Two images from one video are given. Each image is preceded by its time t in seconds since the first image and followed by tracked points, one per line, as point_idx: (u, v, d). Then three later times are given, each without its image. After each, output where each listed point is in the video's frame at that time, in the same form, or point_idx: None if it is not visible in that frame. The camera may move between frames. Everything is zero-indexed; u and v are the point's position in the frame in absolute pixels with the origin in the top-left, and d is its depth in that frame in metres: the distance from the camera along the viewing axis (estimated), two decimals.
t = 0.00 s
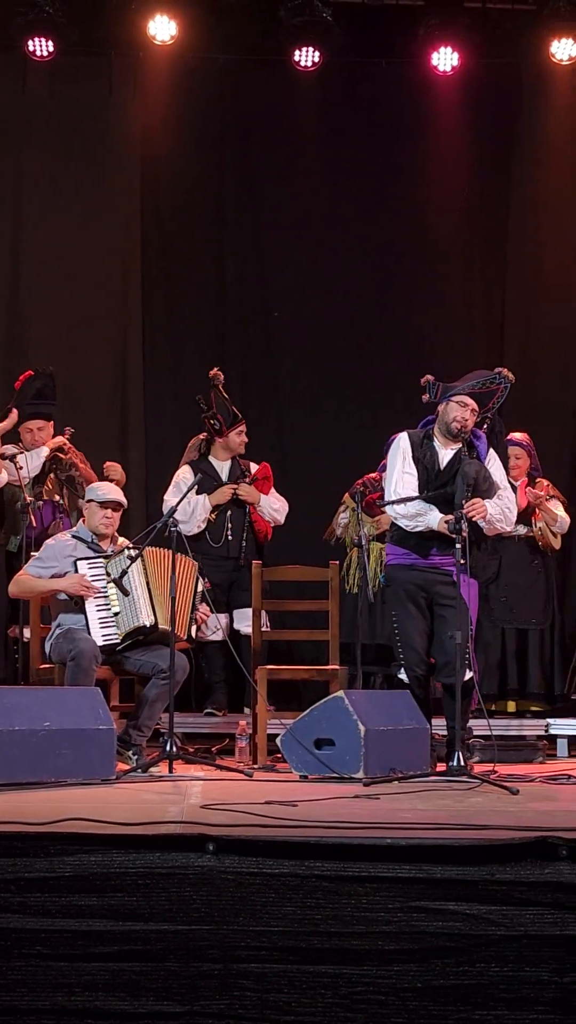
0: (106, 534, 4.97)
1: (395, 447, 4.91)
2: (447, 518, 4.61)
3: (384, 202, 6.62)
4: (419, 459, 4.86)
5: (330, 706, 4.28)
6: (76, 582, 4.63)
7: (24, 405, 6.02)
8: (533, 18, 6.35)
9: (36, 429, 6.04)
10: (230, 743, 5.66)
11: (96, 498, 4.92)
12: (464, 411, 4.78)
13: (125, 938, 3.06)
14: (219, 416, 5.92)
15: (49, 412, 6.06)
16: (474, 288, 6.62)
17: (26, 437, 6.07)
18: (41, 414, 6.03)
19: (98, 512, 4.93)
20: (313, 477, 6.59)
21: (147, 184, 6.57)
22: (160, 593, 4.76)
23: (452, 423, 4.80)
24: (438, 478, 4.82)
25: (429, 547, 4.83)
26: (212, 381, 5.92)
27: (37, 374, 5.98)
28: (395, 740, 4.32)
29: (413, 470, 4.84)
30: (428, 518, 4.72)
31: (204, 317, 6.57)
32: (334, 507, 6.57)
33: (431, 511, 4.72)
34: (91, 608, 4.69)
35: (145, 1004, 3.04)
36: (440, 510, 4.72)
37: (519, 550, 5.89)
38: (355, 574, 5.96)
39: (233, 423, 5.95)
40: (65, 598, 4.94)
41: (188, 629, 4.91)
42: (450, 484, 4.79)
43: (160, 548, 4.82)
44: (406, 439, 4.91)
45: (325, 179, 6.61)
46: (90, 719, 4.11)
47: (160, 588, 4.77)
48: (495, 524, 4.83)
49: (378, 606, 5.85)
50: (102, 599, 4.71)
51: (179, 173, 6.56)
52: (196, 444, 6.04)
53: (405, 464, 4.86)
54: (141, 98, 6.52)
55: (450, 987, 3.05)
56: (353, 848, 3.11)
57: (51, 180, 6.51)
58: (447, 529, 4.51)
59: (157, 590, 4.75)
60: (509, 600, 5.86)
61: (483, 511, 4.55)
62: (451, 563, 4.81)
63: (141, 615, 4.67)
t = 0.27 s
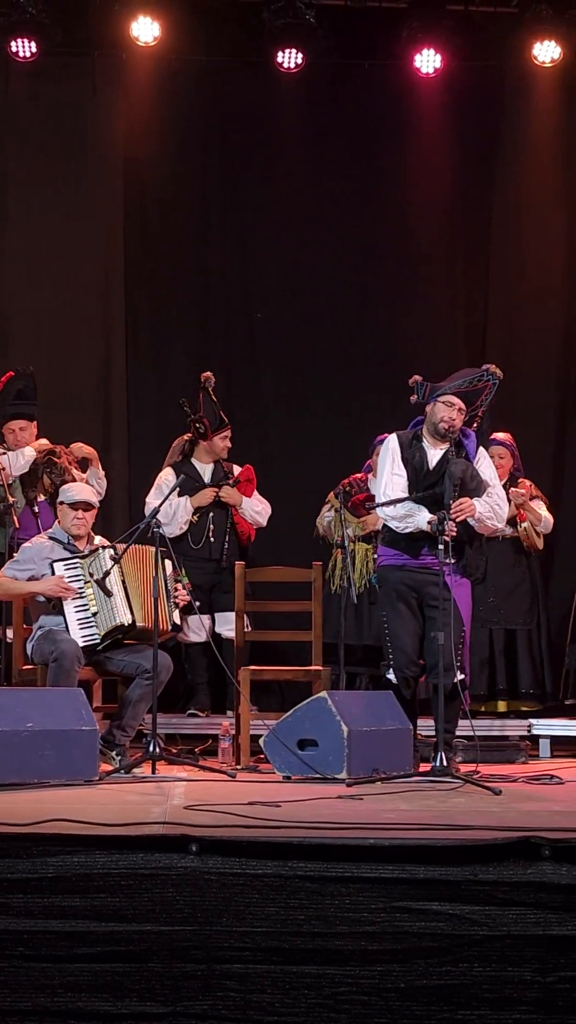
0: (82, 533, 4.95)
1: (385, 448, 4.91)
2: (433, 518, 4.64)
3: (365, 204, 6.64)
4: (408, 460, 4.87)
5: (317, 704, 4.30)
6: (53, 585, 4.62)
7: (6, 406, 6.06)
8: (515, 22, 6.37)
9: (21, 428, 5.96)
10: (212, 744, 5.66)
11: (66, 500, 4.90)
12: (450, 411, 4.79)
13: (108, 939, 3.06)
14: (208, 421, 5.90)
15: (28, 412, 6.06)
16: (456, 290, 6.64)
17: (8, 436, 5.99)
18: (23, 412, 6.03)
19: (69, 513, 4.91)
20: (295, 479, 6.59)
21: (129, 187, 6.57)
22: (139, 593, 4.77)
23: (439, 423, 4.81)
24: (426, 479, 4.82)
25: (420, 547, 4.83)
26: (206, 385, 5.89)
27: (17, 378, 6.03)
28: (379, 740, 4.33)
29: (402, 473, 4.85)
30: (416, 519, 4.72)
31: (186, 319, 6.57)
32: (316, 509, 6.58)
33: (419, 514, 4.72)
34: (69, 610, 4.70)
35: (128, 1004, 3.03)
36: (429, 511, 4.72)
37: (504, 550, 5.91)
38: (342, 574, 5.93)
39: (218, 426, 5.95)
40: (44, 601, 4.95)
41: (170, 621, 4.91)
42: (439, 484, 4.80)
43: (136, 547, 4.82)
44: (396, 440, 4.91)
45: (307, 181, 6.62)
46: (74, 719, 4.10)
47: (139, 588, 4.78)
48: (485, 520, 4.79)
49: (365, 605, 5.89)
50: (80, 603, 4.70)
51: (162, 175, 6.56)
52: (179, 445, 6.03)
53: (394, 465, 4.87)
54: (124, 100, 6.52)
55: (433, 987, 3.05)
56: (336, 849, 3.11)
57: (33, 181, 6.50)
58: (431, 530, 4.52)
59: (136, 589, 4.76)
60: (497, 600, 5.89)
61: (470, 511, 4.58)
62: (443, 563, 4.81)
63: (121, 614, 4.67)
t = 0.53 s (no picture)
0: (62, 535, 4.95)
1: (369, 451, 4.94)
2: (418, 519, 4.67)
3: (349, 205, 6.66)
4: (393, 462, 4.89)
5: (297, 703, 4.32)
6: (35, 589, 4.63)
7: None
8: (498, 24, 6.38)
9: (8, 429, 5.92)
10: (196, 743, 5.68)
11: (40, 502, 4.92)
12: (427, 411, 4.80)
13: (91, 938, 3.08)
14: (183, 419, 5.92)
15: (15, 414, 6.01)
16: (439, 292, 6.66)
17: None
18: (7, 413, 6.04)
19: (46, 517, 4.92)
20: (278, 479, 6.61)
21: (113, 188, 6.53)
22: (121, 592, 4.78)
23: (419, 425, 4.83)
24: (411, 482, 4.85)
25: (408, 548, 4.85)
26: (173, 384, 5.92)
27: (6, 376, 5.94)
28: (361, 739, 4.35)
29: (387, 476, 4.87)
30: (401, 522, 4.75)
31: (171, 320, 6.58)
32: (300, 510, 6.61)
33: (403, 519, 4.75)
34: (53, 610, 4.71)
35: (111, 1003, 3.05)
36: (414, 514, 4.74)
37: (484, 550, 5.95)
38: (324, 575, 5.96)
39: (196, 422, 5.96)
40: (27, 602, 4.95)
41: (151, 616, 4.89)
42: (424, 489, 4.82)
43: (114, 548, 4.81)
44: (381, 442, 4.93)
45: (291, 182, 6.64)
46: (58, 719, 4.13)
47: (121, 588, 4.79)
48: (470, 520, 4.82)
49: (347, 604, 5.90)
50: (64, 603, 4.72)
51: (146, 176, 6.57)
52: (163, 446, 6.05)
53: (380, 468, 4.89)
54: (109, 100, 6.53)
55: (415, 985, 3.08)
56: (318, 849, 3.13)
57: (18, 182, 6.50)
58: (413, 531, 4.56)
59: (118, 588, 4.78)
60: (477, 599, 5.93)
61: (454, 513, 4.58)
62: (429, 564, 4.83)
63: (104, 614, 4.69)
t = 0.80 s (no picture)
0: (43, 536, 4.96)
1: (348, 450, 4.96)
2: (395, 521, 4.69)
3: (330, 208, 6.69)
4: (371, 461, 4.90)
5: (278, 704, 4.35)
6: (18, 589, 4.66)
7: None
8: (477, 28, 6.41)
9: None
10: (178, 744, 5.69)
11: (20, 504, 4.91)
12: (398, 411, 4.86)
13: (73, 938, 3.10)
14: (168, 424, 5.93)
15: None
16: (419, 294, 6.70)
17: None
18: None
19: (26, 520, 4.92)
20: (259, 481, 6.63)
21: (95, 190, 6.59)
22: (104, 594, 4.81)
23: (394, 428, 4.88)
24: (388, 481, 4.86)
25: (385, 548, 4.87)
26: (167, 386, 5.91)
27: None
28: (342, 739, 4.38)
29: (365, 475, 4.89)
30: (377, 522, 4.75)
31: (152, 323, 6.60)
32: (281, 511, 6.63)
33: (380, 517, 4.75)
34: (35, 611, 4.74)
35: (93, 1003, 3.07)
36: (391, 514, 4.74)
37: (463, 550, 5.97)
38: (305, 575, 5.99)
39: (182, 428, 5.98)
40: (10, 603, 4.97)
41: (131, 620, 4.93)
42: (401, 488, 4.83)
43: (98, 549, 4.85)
44: (359, 440, 4.95)
45: (272, 185, 6.66)
46: (39, 719, 4.15)
47: (104, 589, 4.82)
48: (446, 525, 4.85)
49: (328, 605, 5.91)
50: (46, 604, 4.75)
51: (128, 179, 6.59)
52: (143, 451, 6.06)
53: (358, 467, 4.92)
54: (91, 104, 6.54)
55: (395, 983, 3.10)
56: (298, 848, 3.16)
57: None
58: (394, 530, 4.57)
59: (101, 590, 4.80)
60: (454, 599, 5.94)
61: (431, 512, 4.62)
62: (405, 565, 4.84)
63: (87, 616, 4.71)
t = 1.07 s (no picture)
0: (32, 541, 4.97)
1: (332, 453, 4.98)
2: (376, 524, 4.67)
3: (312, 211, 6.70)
4: (355, 464, 4.93)
5: (262, 704, 4.36)
6: (4, 590, 4.65)
7: None
8: (460, 32, 6.42)
9: None
10: (162, 745, 5.70)
11: (9, 506, 4.94)
12: (381, 421, 4.84)
13: (57, 940, 3.10)
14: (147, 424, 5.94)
15: None
16: (402, 296, 6.71)
17: None
18: None
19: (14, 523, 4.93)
20: (243, 483, 6.64)
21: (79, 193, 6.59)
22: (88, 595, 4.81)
23: (376, 436, 4.87)
24: (371, 483, 4.87)
25: (363, 550, 4.88)
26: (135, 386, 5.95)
27: None
28: (325, 740, 4.39)
29: (348, 477, 4.91)
30: (358, 523, 4.78)
31: (136, 326, 6.61)
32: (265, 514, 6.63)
33: (361, 518, 4.77)
34: (19, 611, 4.74)
35: (77, 1004, 3.08)
36: (371, 517, 4.76)
37: (445, 552, 6.02)
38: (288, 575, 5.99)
39: (160, 427, 6.00)
40: None
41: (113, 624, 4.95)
42: (383, 491, 4.84)
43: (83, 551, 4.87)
44: (343, 444, 4.98)
45: (255, 188, 6.67)
46: (23, 720, 4.16)
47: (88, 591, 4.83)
48: (426, 530, 4.84)
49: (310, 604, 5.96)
50: (31, 605, 4.75)
51: (111, 183, 6.60)
52: (126, 452, 6.07)
53: (341, 468, 4.94)
54: (74, 108, 6.55)
55: (378, 983, 3.11)
56: (282, 849, 3.17)
57: None
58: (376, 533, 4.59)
59: (85, 591, 4.80)
60: (433, 598, 5.98)
61: (412, 517, 4.62)
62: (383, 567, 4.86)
63: (70, 618, 4.72)
